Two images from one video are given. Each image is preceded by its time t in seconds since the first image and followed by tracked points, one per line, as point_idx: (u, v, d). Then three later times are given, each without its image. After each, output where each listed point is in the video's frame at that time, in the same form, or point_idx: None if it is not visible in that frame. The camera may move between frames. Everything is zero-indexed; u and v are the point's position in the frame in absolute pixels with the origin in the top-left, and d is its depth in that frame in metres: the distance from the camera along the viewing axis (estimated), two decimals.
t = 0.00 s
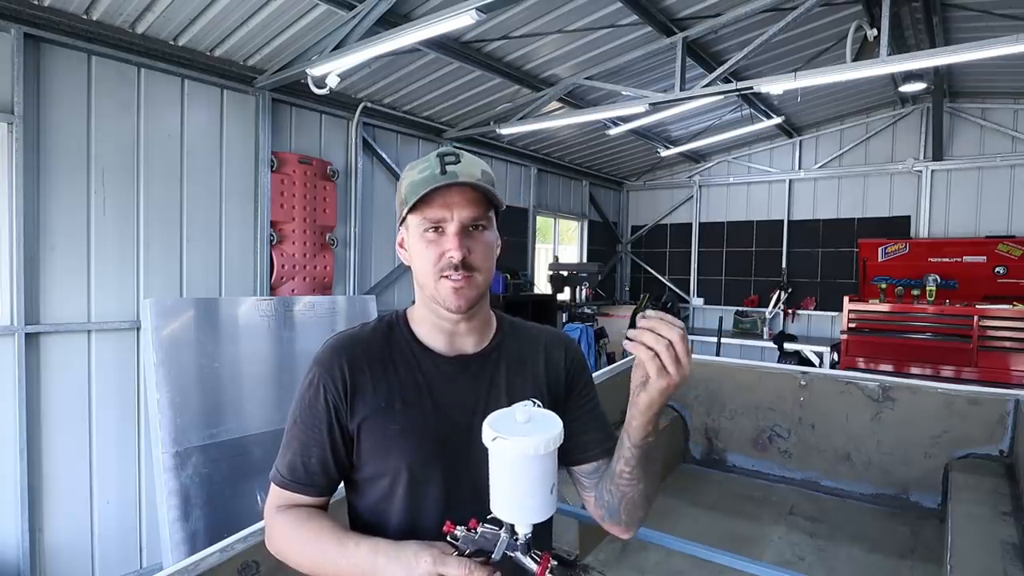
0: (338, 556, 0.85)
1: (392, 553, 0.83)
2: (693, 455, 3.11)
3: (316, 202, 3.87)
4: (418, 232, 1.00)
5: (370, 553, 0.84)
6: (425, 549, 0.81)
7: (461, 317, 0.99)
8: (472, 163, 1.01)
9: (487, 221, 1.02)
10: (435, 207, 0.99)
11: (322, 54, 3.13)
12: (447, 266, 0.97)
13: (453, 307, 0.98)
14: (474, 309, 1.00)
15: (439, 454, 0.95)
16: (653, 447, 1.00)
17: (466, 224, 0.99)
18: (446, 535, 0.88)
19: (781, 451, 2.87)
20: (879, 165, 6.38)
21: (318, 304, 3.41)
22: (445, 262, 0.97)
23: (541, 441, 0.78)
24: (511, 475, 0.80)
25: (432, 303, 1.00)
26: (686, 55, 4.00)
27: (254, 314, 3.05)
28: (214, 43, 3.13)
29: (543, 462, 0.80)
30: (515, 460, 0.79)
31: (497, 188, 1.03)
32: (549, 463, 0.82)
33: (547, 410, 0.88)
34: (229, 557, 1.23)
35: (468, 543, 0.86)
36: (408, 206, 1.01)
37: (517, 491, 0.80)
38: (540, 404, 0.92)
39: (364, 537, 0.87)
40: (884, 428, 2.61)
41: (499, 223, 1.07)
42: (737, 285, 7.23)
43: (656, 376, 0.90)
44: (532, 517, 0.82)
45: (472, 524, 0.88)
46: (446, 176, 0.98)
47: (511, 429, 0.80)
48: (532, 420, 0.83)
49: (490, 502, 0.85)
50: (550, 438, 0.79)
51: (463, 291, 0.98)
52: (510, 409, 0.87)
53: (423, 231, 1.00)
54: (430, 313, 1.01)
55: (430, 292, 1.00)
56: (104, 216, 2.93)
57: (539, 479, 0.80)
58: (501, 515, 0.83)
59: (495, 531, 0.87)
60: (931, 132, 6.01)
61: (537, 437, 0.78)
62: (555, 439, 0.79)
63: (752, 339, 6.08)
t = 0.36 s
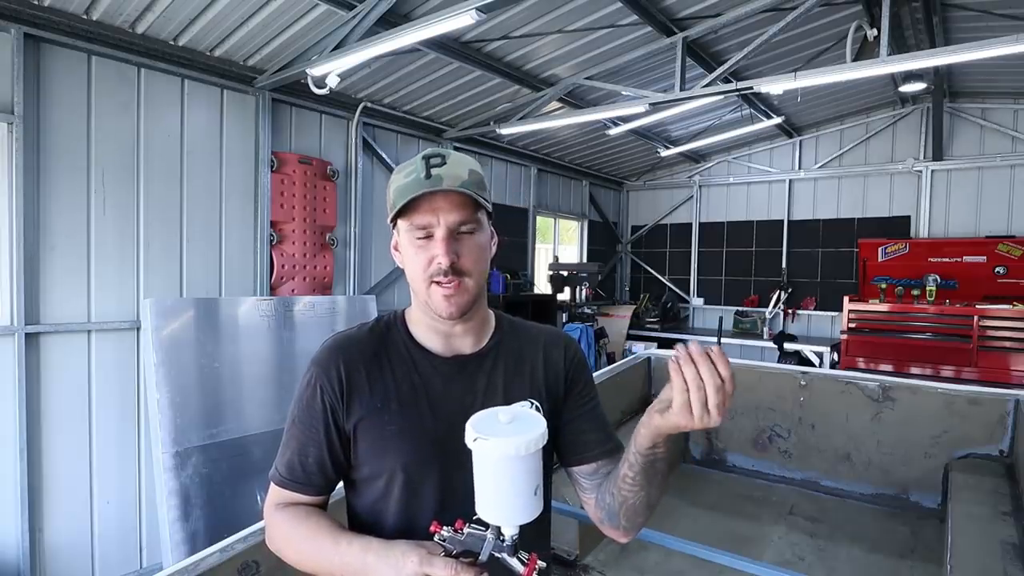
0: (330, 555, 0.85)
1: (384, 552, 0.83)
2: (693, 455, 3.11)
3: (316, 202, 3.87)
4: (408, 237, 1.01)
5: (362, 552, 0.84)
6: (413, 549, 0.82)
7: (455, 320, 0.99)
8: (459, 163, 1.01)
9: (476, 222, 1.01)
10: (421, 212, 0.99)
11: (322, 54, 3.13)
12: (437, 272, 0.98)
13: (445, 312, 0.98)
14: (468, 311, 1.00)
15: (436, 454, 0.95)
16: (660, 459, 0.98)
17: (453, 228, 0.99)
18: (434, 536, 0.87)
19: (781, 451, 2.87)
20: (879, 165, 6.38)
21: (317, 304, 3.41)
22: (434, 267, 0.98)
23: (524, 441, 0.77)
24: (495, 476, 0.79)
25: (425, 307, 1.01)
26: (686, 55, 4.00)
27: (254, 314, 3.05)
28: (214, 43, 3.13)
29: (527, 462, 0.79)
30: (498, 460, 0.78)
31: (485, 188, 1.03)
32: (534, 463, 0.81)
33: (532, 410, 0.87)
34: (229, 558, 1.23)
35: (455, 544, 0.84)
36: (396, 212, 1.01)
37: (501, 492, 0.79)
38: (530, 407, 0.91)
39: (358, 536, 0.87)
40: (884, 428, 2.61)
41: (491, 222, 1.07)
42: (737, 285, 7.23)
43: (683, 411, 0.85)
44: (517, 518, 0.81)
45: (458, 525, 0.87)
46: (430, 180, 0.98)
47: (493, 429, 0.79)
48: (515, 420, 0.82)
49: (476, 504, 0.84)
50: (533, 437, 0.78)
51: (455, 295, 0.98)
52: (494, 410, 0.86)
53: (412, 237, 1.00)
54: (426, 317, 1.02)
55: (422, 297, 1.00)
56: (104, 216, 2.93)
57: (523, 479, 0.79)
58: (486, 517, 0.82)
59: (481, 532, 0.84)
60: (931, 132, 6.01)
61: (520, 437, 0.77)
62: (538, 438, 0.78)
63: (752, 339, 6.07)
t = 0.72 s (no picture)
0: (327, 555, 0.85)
1: (382, 554, 0.83)
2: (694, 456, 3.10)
3: (316, 203, 3.87)
4: (407, 234, 1.01)
5: (360, 553, 0.84)
6: (409, 551, 0.82)
7: (454, 319, 0.99)
8: (457, 161, 1.01)
9: (476, 219, 1.01)
10: (420, 208, 1.00)
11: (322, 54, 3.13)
12: (435, 268, 0.98)
13: (444, 309, 0.98)
14: (467, 309, 1.00)
15: (436, 455, 0.95)
16: (660, 479, 0.97)
17: (452, 224, 0.99)
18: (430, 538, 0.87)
19: (781, 451, 2.87)
20: (879, 165, 6.38)
21: (317, 304, 3.41)
22: (432, 263, 0.98)
23: (518, 444, 0.77)
24: (489, 479, 0.79)
25: (424, 305, 1.01)
26: (686, 54, 4.00)
27: (254, 314, 3.05)
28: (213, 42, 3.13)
29: (522, 463, 0.79)
30: (492, 462, 0.77)
31: (485, 185, 1.03)
32: (529, 465, 0.80)
33: (527, 410, 0.86)
34: (229, 557, 1.23)
35: (450, 546, 0.84)
36: (395, 208, 1.02)
37: (494, 494, 0.79)
38: (527, 409, 0.91)
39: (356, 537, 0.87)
40: (884, 428, 2.61)
41: (490, 220, 1.07)
42: (737, 285, 7.23)
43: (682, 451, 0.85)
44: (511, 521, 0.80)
45: (454, 527, 0.87)
46: (429, 176, 0.98)
47: (487, 431, 0.78)
48: (509, 421, 0.82)
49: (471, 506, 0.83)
50: (528, 440, 0.77)
51: (453, 291, 0.98)
52: (489, 410, 0.86)
53: (410, 233, 1.01)
54: (424, 315, 1.01)
55: (421, 295, 1.00)
56: (104, 216, 2.93)
57: (517, 481, 0.79)
58: (481, 520, 0.81)
59: (476, 534, 0.84)
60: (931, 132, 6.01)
61: (513, 439, 0.77)
62: (532, 440, 0.78)
63: (752, 339, 6.07)
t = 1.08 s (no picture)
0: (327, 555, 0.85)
1: (382, 553, 0.82)
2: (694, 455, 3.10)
3: (316, 203, 3.87)
4: (408, 232, 1.01)
5: (362, 552, 0.84)
6: (412, 549, 0.81)
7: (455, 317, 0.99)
8: (460, 160, 1.01)
9: (477, 218, 1.02)
10: (422, 206, 1.00)
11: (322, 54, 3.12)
12: (437, 266, 0.97)
13: (445, 308, 0.98)
14: (467, 308, 1.00)
15: (436, 455, 0.95)
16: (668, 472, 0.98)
17: (454, 222, 1.00)
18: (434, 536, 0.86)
19: (781, 451, 2.87)
20: (879, 165, 6.38)
21: (318, 304, 3.41)
22: (434, 261, 0.98)
23: (523, 439, 0.78)
24: (494, 476, 0.79)
25: (425, 303, 1.01)
26: (686, 55, 4.00)
27: (254, 314, 3.05)
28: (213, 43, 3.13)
29: (526, 459, 0.80)
30: (496, 459, 0.78)
31: (487, 185, 1.03)
32: (533, 462, 0.81)
33: (529, 408, 0.87)
34: (229, 557, 1.23)
35: (455, 543, 0.84)
36: (397, 207, 1.02)
37: (499, 491, 0.79)
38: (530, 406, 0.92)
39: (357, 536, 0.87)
40: (884, 428, 2.61)
41: (491, 219, 1.07)
42: (737, 285, 7.23)
43: (690, 425, 0.86)
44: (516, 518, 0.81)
45: (459, 524, 0.86)
46: (432, 175, 0.99)
47: (491, 428, 0.79)
48: (512, 418, 0.83)
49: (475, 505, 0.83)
50: (531, 435, 0.78)
51: (455, 290, 0.98)
52: (492, 408, 0.87)
53: (412, 231, 1.01)
54: (425, 314, 1.01)
55: (422, 293, 1.00)
56: (104, 215, 2.93)
57: (521, 479, 0.80)
58: (485, 517, 0.82)
59: (481, 531, 0.85)
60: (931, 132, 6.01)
61: (518, 435, 0.78)
62: (535, 436, 0.79)
63: (752, 339, 6.08)
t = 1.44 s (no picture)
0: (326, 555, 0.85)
1: (383, 553, 0.83)
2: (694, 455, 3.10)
3: (316, 203, 3.87)
4: (410, 233, 1.01)
5: (362, 552, 0.84)
6: (412, 550, 0.81)
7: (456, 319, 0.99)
8: (463, 162, 1.01)
9: (480, 220, 1.02)
10: (425, 207, 1.00)
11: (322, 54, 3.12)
12: (439, 267, 0.97)
13: (447, 310, 0.98)
14: (468, 309, 1.00)
15: (435, 455, 0.95)
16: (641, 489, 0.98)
17: (457, 224, 0.99)
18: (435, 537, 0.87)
19: (781, 451, 2.87)
20: (879, 165, 6.38)
21: (318, 304, 3.41)
22: (436, 262, 0.98)
23: (527, 442, 0.78)
24: (497, 479, 0.79)
25: (426, 304, 1.01)
26: (686, 54, 4.00)
27: (254, 314, 3.05)
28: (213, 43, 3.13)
29: (528, 462, 0.79)
30: (499, 461, 0.78)
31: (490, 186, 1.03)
32: (536, 466, 0.81)
33: (532, 412, 0.87)
34: (229, 557, 1.23)
35: (455, 545, 0.85)
36: (400, 207, 1.01)
37: (502, 494, 0.79)
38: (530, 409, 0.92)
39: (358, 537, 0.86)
40: (884, 428, 2.61)
41: (493, 220, 1.07)
42: (737, 285, 7.23)
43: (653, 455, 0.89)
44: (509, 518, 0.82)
45: (459, 527, 0.87)
46: (435, 176, 0.98)
47: (494, 430, 0.79)
48: (514, 421, 0.83)
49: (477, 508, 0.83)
50: (534, 437, 0.78)
51: (456, 291, 0.98)
52: (494, 411, 0.87)
53: (415, 232, 1.00)
54: (425, 314, 1.02)
55: (423, 294, 1.00)
56: (104, 215, 2.93)
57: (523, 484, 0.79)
58: (487, 520, 0.82)
59: (481, 533, 0.84)
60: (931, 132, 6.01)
61: (522, 438, 0.77)
62: (538, 438, 0.79)
63: (752, 339, 6.07)
